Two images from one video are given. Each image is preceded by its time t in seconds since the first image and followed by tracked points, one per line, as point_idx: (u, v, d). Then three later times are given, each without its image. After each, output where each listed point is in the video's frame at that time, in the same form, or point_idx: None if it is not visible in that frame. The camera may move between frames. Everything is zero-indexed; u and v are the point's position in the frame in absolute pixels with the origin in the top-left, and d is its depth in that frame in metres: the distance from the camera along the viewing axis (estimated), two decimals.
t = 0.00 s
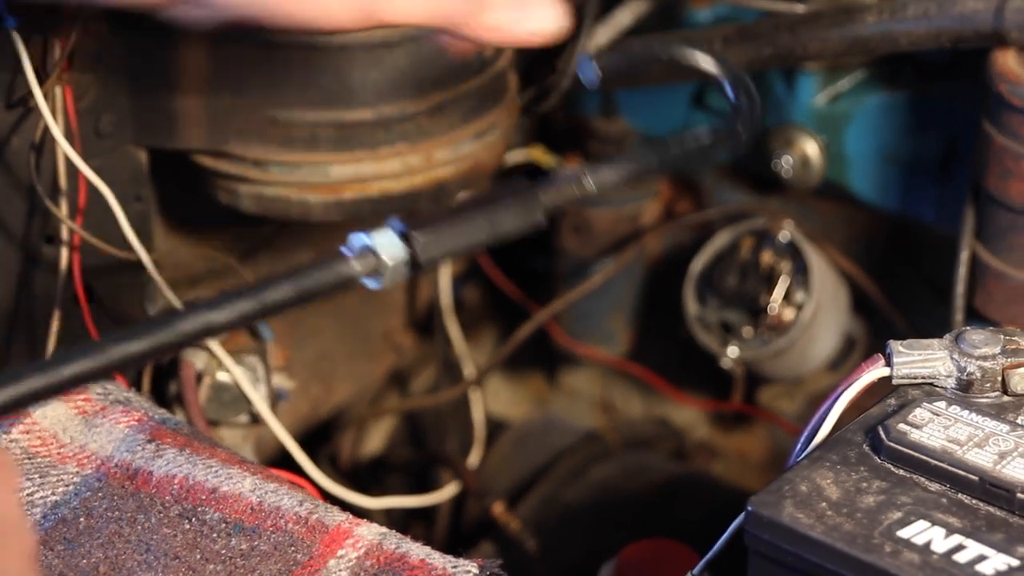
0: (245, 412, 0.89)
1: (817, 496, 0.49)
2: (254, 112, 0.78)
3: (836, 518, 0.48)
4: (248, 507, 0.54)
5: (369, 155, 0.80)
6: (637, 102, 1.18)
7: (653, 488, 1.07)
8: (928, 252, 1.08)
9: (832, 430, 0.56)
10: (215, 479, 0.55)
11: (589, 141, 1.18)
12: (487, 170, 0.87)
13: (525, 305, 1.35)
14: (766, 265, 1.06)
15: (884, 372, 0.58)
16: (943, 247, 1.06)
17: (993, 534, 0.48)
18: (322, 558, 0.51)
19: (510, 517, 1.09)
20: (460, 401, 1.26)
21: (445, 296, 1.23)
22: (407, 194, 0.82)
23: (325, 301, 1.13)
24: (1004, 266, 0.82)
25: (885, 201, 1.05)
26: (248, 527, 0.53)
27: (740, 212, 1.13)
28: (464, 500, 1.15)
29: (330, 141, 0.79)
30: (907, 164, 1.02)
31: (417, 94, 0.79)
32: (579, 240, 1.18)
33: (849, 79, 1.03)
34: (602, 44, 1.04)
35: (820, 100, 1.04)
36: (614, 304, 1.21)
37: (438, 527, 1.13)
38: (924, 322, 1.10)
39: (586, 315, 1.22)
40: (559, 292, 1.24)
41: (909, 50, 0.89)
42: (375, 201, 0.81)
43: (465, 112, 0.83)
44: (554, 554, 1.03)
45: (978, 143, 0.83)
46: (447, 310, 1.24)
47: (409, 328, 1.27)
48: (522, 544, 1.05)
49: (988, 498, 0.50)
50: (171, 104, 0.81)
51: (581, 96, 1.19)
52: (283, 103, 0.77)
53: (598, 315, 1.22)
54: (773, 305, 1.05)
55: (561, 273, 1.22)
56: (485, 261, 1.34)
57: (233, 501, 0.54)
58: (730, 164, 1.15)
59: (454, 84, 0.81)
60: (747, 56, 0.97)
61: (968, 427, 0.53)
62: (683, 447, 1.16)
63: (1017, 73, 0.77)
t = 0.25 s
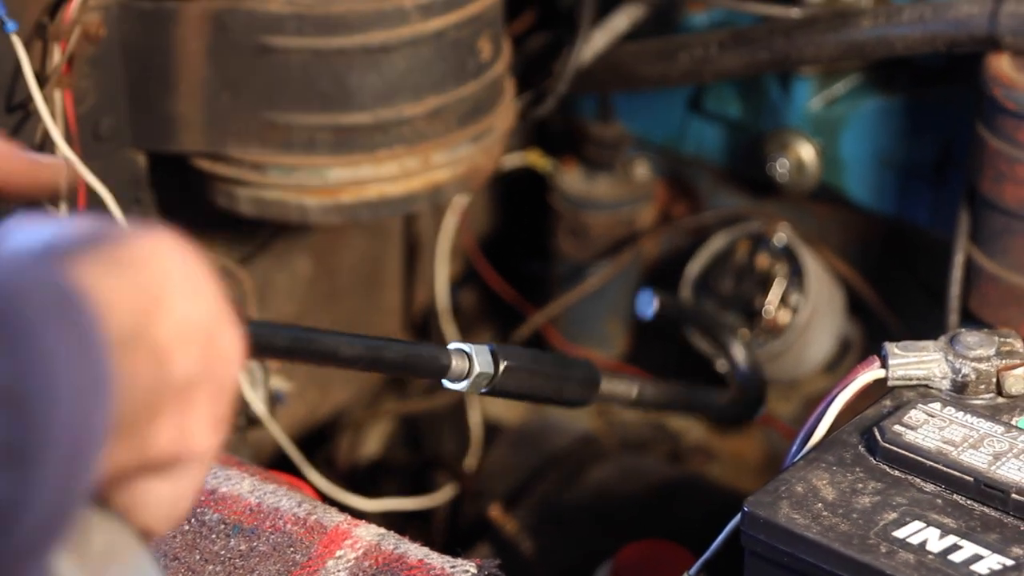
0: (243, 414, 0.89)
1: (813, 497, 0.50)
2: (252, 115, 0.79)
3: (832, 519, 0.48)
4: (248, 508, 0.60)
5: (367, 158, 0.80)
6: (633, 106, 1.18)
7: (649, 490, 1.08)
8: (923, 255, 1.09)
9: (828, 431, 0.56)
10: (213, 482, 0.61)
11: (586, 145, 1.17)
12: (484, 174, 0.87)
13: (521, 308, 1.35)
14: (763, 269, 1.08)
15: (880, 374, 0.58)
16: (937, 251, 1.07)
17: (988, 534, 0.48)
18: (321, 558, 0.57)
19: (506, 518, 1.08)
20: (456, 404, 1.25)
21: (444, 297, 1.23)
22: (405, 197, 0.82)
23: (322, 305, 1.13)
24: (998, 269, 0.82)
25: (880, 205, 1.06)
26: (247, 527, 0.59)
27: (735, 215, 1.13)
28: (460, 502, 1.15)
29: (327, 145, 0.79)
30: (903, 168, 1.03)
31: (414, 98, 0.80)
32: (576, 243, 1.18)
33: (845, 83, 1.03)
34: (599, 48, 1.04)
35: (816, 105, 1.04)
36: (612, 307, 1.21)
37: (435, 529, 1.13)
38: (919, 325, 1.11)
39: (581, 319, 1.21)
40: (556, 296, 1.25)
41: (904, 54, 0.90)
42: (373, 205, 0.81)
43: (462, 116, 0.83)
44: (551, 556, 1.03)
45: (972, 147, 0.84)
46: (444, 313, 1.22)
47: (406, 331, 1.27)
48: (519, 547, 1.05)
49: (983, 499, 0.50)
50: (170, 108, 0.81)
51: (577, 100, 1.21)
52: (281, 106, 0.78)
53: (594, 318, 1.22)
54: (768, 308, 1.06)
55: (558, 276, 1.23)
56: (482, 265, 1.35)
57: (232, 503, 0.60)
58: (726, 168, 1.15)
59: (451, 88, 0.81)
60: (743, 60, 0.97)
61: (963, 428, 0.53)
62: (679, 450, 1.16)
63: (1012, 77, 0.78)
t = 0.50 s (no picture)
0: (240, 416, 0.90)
1: (809, 498, 0.50)
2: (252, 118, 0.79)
3: (829, 519, 0.49)
4: (247, 508, 0.60)
5: (365, 161, 0.80)
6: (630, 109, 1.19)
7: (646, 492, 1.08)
8: (918, 258, 1.09)
9: (823, 432, 0.57)
10: (212, 482, 0.62)
11: (583, 148, 1.17)
12: (482, 177, 0.87)
13: (518, 310, 1.35)
14: (758, 271, 1.08)
15: (876, 375, 0.59)
16: (933, 254, 1.07)
17: (984, 535, 0.49)
18: (320, 558, 0.57)
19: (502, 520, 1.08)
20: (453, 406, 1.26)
21: (440, 298, 1.24)
22: (402, 200, 0.82)
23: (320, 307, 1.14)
24: (993, 271, 0.83)
25: (875, 208, 1.06)
26: (246, 527, 0.59)
27: (732, 218, 1.15)
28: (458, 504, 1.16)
29: (326, 148, 0.80)
30: (898, 171, 1.03)
31: (413, 101, 0.80)
32: (573, 246, 1.19)
33: (841, 86, 1.04)
34: (596, 51, 1.05)
35: (812, 107, 1.05)
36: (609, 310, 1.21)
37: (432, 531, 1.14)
38: (915, 327, 1.12)
39: (577, 321, 1.22)
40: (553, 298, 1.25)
41: (900, 58, 0.91)
42: (371, 207, 0.81)
43: (460, 119, 0.83)
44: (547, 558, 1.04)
45: (968, 149, 0.84)
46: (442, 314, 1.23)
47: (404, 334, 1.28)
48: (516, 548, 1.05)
49: (979, 499, 0.50)
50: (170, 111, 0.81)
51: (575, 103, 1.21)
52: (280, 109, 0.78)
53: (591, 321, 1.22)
54: (765, 310, 1.06)
55: (555, 279, 1.23)
56: (479, 267, 1.35)
57: (231, 503, 0.60)
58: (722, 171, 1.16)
59: (449, 91, 0.81)
60: (739, 64, 0.98)
61: (959, 430, 0.54)
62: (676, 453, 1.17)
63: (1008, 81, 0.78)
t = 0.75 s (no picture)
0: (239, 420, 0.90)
1: (806, 501, 0.50)
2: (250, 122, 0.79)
3: (826, 523, 0.49)
4: (243, 501, 0.63)
5: (363, 165, 0.80)
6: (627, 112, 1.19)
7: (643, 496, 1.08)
8: (917, 261, 1.09)
9: (821, 436, 0.57)
10: (210, 474, 0.65)
11: (581, 151, 1.17)
12: (481, 181, 0.87)
13: (516, 314, 1.35)
14: (757, 275, 1.08)
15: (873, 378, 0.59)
16: (931, 257, 1.07)
17: (981, 539, 0.48)
18: (313, 550, 0.60)
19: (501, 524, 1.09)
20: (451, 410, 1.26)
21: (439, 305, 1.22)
22: (400, 204, 0.82)
23: (319, 310, 1.14)
24: (992, 275, 0.83)
25: (874, 211, 1.07)
26: (241, 518, 0.62)
27: (730, 222, 1.15)
28: (456, 508, 1.15)
29: (323, 151, 0.80)
30: (897, 175, 1.04)
31: (411, 104, 0.80)
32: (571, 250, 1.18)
33: (839, 89, 1.03)
34: (594, 55, 1.04)
35: (810, 111, 1.05)
36: (607, 313, 1.22)
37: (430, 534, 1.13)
38: (913, 331, 1.12)
39: (577, 325, 1.22)
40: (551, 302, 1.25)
41: (897, 61, 0.91)
42: (369, 211, 0.81)
43: (458, 123, 0.83)
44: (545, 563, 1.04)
45: (966, 152, 0.84)
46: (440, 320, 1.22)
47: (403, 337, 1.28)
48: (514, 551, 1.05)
49: (976, 503, 0.50)
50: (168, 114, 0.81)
51: (575, 108, 1.22)
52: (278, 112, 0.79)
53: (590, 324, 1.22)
54: (763, 314, 1.06)
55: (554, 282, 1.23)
56: (477, 271, 1.35)
57: (227, 495, 0.63)
58: (721, 174, 1.16)
59: (447, 95, 0.81)
60: (737, 67, 0.98)
61: (957, 433, 0.54)
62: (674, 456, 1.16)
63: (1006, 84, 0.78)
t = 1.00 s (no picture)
0: (233, 421, 0.89)
1: (801, 501, 0.50)
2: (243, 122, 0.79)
3: (821, 524, 0.48)
4: (236, 502, 0.63)
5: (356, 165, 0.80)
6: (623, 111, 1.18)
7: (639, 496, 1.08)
8: (912, 261, 1.09)
9: (817, 437, 0.57)
10: (203, 476, 0.65)
11: (576, 151, 1.17)
12: (475, 181, 0.87)
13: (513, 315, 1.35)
14: (753, 275, 1.08)
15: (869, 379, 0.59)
16: (927, 256, 1.07)
17: (977, 539, 0.48)
18: (306, 551, 0.60)
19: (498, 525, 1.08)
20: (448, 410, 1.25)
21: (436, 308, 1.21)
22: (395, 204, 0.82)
23: (314, 311, 1.14)
24: (989, 274, 0.83)
25: (872, 210, 1.07)
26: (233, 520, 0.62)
27: (727, 222, 1.15)
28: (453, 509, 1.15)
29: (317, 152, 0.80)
30: (893, 174, 1.03)
31: (405, 104, 0.80)
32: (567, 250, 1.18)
33: (835, 89, 1.03)
34: (589, 54, 1.04)
35: (806, 110, 1.04)
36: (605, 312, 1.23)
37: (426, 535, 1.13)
38: (910, 330, 1.11)
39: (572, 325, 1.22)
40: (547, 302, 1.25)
41: (893, 60, 0.90)
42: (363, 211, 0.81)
43: (452, 123, 0.83)
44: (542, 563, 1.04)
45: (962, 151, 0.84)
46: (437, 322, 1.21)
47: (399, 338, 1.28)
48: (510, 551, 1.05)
49: (971, 503, 0.50)
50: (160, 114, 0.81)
51: (570, 110, 1.22)
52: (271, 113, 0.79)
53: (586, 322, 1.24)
54: (759, 313, 1.06)
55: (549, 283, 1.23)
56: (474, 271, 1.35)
57: (220, 496, 0.63)
58: (717, 174, 1.16)
59: (441, 95, 0.81)
60: (732, 66, 0.98)
61: (952, 434, 0.53)
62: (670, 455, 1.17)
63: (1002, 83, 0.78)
